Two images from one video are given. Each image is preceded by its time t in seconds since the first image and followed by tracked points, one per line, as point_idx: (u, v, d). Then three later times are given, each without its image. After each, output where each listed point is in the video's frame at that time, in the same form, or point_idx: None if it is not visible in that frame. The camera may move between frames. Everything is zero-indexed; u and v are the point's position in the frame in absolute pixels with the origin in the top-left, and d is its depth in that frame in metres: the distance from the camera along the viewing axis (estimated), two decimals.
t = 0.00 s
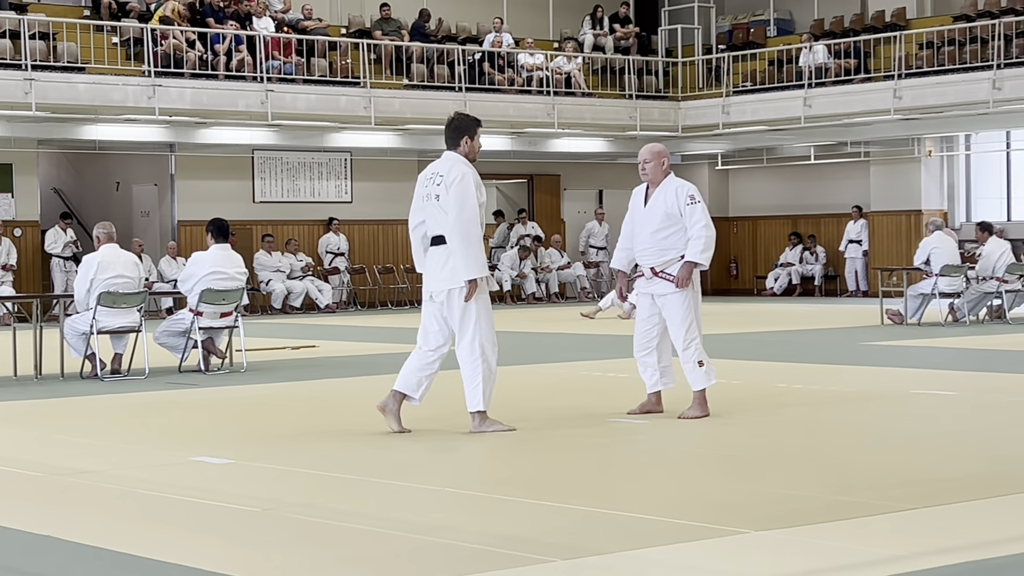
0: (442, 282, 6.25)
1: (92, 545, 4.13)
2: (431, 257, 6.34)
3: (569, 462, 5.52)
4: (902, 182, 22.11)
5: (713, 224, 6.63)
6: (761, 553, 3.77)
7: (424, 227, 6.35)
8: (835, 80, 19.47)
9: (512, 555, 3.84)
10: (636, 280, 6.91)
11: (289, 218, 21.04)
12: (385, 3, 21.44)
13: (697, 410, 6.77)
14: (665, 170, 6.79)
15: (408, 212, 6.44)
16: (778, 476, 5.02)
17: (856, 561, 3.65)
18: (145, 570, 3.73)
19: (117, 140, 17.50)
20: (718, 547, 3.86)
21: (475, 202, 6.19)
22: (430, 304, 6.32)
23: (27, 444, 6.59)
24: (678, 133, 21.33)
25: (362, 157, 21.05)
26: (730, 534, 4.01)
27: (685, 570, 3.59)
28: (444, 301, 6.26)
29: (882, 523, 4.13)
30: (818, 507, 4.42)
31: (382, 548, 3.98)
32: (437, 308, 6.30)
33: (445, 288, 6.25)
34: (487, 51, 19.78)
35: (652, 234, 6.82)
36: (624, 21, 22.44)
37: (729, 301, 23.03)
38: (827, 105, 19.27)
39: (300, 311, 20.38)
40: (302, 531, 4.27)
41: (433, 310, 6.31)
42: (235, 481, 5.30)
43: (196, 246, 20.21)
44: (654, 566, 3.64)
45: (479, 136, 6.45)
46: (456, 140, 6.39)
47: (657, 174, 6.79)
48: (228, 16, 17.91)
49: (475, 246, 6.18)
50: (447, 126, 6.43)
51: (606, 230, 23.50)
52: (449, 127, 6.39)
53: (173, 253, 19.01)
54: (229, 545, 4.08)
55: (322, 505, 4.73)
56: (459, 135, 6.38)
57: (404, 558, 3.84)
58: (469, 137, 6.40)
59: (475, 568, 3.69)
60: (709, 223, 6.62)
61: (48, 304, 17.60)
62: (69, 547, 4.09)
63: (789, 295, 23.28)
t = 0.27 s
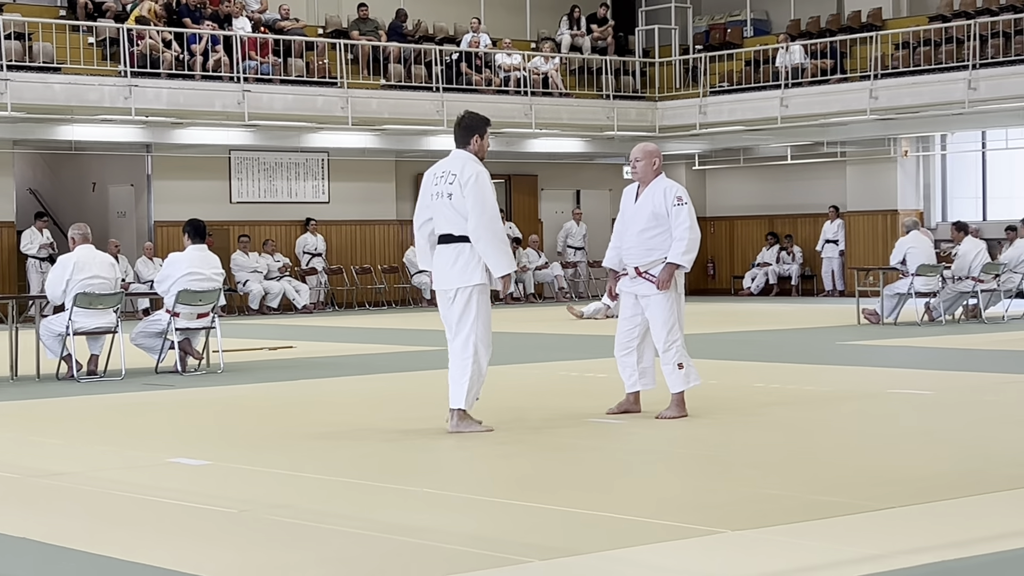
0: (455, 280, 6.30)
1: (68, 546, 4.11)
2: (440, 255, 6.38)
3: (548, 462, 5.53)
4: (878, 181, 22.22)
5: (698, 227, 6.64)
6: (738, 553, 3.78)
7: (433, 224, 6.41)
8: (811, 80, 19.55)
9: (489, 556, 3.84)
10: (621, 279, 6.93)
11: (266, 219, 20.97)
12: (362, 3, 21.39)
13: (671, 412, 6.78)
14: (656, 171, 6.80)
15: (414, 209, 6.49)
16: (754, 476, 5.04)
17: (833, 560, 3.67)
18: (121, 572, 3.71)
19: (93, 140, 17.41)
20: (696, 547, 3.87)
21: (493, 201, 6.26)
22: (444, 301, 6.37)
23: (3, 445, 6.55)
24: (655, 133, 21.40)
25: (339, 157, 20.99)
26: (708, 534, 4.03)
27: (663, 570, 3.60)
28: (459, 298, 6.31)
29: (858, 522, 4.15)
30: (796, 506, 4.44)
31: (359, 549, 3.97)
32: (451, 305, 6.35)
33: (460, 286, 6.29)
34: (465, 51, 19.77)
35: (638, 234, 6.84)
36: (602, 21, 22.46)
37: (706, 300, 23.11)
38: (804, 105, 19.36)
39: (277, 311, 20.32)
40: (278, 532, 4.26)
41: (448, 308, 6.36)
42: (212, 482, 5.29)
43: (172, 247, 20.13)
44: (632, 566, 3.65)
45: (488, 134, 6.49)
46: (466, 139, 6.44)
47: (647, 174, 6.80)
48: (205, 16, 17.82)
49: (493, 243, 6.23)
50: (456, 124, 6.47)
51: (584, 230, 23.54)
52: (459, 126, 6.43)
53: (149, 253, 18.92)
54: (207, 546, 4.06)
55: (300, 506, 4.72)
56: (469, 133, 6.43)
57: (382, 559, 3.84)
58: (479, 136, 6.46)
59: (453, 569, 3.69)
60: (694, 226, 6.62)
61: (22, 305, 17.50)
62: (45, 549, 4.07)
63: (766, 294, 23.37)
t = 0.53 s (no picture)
0: (459, 284, 6.31)
1: (47, 549, 4.09)
2: (446, 260, 6.39)
3: (529, 463, 5.53)
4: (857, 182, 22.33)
5: (681, 230, 6.66)
6: (718, 554, 3.79)
7: (438, 230, 6.41)
8: (790, 82, 19.63)
9: (470, 558, 3.85)
10: (602, 279, 6.94)
11: (246, 220, 20.90)
12: (342, 5, 21.38)
13: (651, 412, 6.81)
14: (639, 172, 6.84)
15: (420, 216, 6.49)
16: (735, 477, 5.05)
17: (813, 561, 3.69)
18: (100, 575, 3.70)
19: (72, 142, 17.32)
20: (677, 547, 3.88)
21: (497, 207, 6.25)
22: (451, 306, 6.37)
23: None
24: (635, 134, 21.45)
25: (318, 158, 20.95)
26: (689, 535, 4.04)
27: (643, 571, 3.61)
28: (462, 302, 6.30)
29: (837, 523, 4.17)
30: (775, 507, 4.46)
31: (339, 551, 3.97)
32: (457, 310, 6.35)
33: (464, 290, 6.30)
34: (445, 52, 19.78)
35: (621, 235, 6.85)
36: (581, 22, 22.48)
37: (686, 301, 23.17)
38: (783, 106, 19.43)
39: (258, 313, 20.26)
40: (258, 535, 4.25)
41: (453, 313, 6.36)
42: (192, 485, 5.27)
43: (152, 248, 20.05)
44: (612, 567, 3.66)
45: (491, 140, 6.49)
46: (470, 145, 6.42)
47: (630, 175, 6.85)
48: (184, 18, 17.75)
49: (497, 248, 6.21)
50: (460, 130, 6.45)
51: (564, 232, 23.56)
52: (463, 131, 6.42)
53: (128, 255, 18.84)
54: (187, 549, 4.05)
55: (280, 509, 4.70)
56: (472, 139, 6.42)
57: (362, 561, 3.83)
58: (482, 142, 6.44)
59: (432, 570, 3.69)
60: (677, 229, 6.65)
61: None
62: (24, 552, 4.05)
63: (746, 295, 23.45)
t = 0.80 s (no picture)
0: (470, 283, 6.40)
1: (28, 553, 4.09)
2: (457, 259, 6.49)
3: (512, 465, 5.54)
4: (839, 183, 22.42)
5: (663, 231, 6.68)
6: (704, 555, 3.81)
7: (449, 230, 6.52)
8: (773, 83, 19.69)
9: (453, 559, 3.85)
10: (583, 280, 6.95)
11: (229, 222, 20.86)
12: (325, 6, 21.35)
13: (637, 412, 6.83)
14: (620, 173, 6.86)
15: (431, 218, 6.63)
16: (717, 478, 5.07)
17: (800, 561, 3.71)
18: None
19: (54, 143, 17.26)
20: (662, 548, 3.90)
21: (504, 205, 6.37)
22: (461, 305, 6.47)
23: None
24: (619, 135, 21.48)
25: (301, 159, 20.91)
26: (671, 536, 4.06)
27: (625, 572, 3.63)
28: (476, 301, 6.37)
29: (818, 523, 4.20)
30: (760, 507, 4.48)
31: (321, 553, 3.97)
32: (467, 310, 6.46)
33: (475, 289, 6.38)
34: (428, 54, 19.78)
35: (603, 237, 6.86)
36: (565, 24, 22.49)
37: (670, 302, 23.23)
38: (766, 107, 19.49)
39: (241, 315, 20.24)
40: (241, 537, 4.25)
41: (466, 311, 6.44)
42: (175, 487, 5.26)
43: (135, 250, 19.99)
44: (594, 568, 3.67)
45: (501, 139, 6.63)
46: (479, 144, 6.56)
47: (612, 176, 6.86)
48: (167, 20, 17.69)
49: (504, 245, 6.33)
50: (469, 130, 6.58)
51: (547, 233, 23.59)
52: (473, 131, 6.55)
53: (111, 257, 18.79)
54: (172, 552, 4.04)
55: (265, 511, 4.70)
56: (482, 139, 6.55)
57: (349, 563, 3.84)
58: (491, 142, 6.58)
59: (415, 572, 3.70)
60: (659, 231, 6.67)
61: None
62: (6, 555, 4.04)
63: (729, 296, 23.51)
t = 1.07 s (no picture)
0: (479, 281, 6.49)
1: (16, 555, 4.08)
2: (465, 256, 6.57)
3: (501, 466, 5.55)
4: (827, 184, 22.49)
5: (649, 231, 6.70)
6: (694, 556, 3.83)
7: (458, 228, 6.60)
8: (761, 84, 19.74)
9: (442, 560, 3.86)
10: (570, 282, 6.96)
11: (217, 223, 20.83)
12: (313, 7, 21.35)
13: (625, 413, 6.84)
14: (605, 173, 6.88)
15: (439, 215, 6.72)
16: (705, 479, 5.09)
17: (789, 561, 3.73)
18: None
19: (41, 145, 17.21)
20: (652, 549, 3.92)
21: (511, 202, 6.45)
22: (473, 304, 6.54)
23: None
24: (607, 136, 21.51)
25: (289, 161, 20.89)
26: (659, 537, 4.08)
27: (613, 572, 3.65)
28: (490, 298, 6.46)
29: (806, 524, 4.22)
30: (749, 508, 4.50)
31: (311, 555, 3.98)
32: (475, 307, 6.54)
33: (486, 286, 6.46)
34: (416, 55, 19.78)
35: (589, 238, 6.88)
36: (553, 25, 22.51)
37: (658, 302, 23.27)
38: (754, 108, 19.54)
39: (229, 316, 20.21)
40: (231, 539, 4.26)
41: (481, 309, 6.51)
42: (163, 489, 5.26)
43: (122, 252, 19.96)
44: (583, 569, 3.69)
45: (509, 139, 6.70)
46: (487, 143, 6.64)
47: (597, 177, 6.88)
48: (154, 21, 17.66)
49: (511, 242, 6.41)
50: (478, 129, 6.67)
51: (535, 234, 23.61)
52: (481, 130, 6.63)
53: (99, 259, 18.74)
54: (162, 553, 4.05)
55: (254, 513, 4.70)
56: (490, 138, 6.64)
57: (340, 565, 3.84)
58: (500, 140, 6.66)
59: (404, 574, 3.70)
60: (645, 231, 6.70)
61: None
62: None
63: (717, 297, 23.56)
